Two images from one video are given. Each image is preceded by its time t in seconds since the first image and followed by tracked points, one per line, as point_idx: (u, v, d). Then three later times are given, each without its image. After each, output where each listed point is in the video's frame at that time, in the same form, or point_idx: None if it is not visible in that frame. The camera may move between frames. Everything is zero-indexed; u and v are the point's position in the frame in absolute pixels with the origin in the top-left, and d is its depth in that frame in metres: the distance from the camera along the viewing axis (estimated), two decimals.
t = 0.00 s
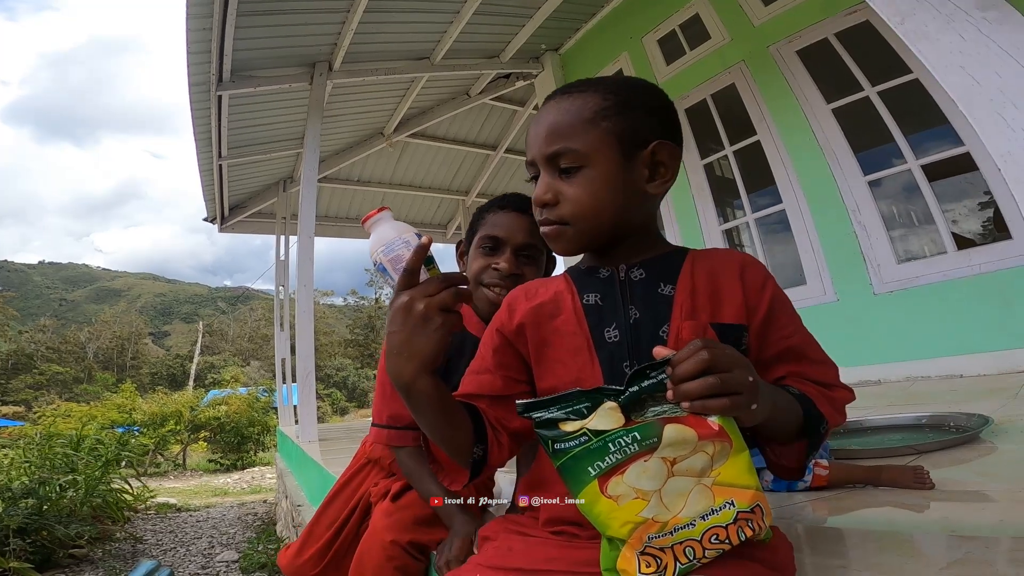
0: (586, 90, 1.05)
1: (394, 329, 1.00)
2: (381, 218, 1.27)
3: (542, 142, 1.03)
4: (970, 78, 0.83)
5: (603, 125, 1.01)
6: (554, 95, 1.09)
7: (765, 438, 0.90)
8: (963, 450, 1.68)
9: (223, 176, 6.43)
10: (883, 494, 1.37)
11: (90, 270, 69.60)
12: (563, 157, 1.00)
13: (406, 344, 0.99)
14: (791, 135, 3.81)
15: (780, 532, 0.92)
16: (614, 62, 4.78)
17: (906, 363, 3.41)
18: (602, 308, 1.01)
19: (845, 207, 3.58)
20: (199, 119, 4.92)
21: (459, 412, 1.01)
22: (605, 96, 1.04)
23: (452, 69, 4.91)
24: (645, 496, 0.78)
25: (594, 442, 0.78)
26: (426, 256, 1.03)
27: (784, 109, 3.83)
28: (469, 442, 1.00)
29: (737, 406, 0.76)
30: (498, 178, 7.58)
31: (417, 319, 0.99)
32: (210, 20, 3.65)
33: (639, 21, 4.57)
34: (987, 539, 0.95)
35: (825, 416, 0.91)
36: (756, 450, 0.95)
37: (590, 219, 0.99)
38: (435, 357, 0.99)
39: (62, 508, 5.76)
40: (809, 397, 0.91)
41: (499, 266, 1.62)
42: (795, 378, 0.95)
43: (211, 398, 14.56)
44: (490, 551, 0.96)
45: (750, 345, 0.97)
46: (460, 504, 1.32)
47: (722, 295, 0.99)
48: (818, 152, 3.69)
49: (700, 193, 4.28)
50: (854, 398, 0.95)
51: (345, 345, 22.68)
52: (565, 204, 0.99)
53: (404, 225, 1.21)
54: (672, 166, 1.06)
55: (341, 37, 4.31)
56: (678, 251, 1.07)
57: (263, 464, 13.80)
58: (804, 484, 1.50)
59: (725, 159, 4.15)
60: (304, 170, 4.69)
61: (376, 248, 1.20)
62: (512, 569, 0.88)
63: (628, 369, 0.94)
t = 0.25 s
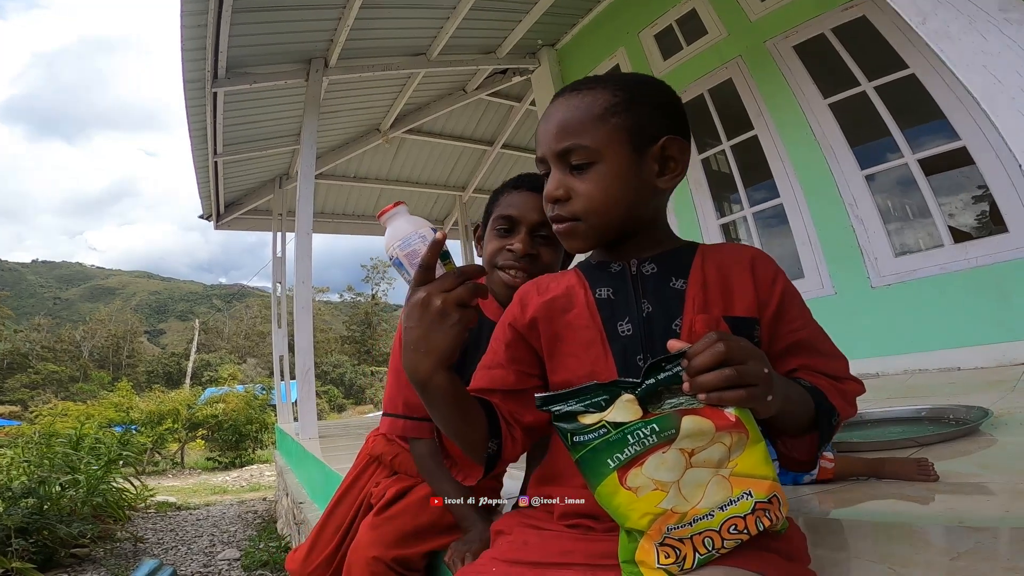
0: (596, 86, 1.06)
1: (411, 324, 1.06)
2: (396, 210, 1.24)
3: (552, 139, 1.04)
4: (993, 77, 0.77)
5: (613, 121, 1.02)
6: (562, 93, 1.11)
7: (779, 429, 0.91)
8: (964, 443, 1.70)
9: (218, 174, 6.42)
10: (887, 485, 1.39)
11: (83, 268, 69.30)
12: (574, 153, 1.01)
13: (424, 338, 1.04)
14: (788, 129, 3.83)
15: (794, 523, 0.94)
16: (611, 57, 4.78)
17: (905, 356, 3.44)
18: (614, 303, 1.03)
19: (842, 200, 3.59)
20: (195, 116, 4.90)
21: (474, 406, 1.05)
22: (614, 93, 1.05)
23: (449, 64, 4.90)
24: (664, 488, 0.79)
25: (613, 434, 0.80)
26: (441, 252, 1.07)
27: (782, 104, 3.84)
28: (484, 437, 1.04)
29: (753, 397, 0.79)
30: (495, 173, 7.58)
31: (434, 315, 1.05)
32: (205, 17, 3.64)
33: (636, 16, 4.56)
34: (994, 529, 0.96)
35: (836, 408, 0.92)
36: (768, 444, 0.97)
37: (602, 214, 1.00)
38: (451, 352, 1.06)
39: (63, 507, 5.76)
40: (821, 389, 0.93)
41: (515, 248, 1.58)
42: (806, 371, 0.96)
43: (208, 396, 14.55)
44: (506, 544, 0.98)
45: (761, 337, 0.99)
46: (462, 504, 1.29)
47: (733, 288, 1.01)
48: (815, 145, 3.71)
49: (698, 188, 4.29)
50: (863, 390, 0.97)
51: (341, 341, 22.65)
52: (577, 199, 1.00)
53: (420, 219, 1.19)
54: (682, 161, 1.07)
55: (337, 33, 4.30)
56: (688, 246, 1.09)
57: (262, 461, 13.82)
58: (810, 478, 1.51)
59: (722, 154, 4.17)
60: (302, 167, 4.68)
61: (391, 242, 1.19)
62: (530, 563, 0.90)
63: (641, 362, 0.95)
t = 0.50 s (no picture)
0: (593, 78, 1.06)
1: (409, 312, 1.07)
2: (395, 201, 1.30)
3: (549, 130, 1.04)
4: (989, 63, 0.77)
5: (611, 112, 1.02)
6: (560, 84, 1.10)
7: (777, 421, 0.92)
8: (959, 435, 1.71)
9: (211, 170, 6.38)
10: (885, 478, 1.40)
11: (76, 266, 68.89)
12: (572, 145, 1.01)
13: (421, 327, 1.05)
14: (781, 123, 3.84)
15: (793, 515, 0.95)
16: (606, 52, 4.77)
17: (900, 349, 3.46)
18: (613, 294, 1.03)
19: (836, 194, 3.61)
20: (187, 113, 4.87)
21: (471, 397, 1.03)
22: (612, 84, 1.05)
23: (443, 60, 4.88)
24: (663, 477, 0.80)
25: (612, 422, 0.81)
26: (434, 240, 1.09)
27: (776, 98, 3.84)
28: (481, 429, 1.02)
29: (753, 385, 0.79)
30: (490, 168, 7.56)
31: (431, 304, 1.06)
32: (196, 13, 3.61)
33: (630, 10, 4.55)
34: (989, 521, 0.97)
35: (835, 400, 0.93)
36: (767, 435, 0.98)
37: (601, 205, 1.00)
38: (448, 342, 1.05)
39: (59, 506, 5.75)
40: (819, 380, 0.93)
41: (516, 225, 1.49)
42: (804, 362, 0.97)
43: (203, 394, 14.51)
44: (504, 537, 0.98)
45: (760, 328, 1.00)
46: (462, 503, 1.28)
47: (732, 280, 1.02)
48: (809, 139, 3.72)
49: (693, 182, 4.30)
50: (860, 381, 0.98)
51: (337, 338, 22.60)
52: (576, 190, 1.00)
53: (419, 209, 1.25)
54: (679, 152, 1.07)
55: (330, 29, 4.28)
56: (686, 238, 1.10)
57: (258, 459, 13.80)
58: (807, 471, 1.52)
59: (717, 148, 4.17)
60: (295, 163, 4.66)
61: (390, 232, 1.24)
62: (527, 556, 0.90)
63: (640, 352, 0.96)
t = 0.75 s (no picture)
0: (592, 75, 1.07)
1: (414, 307, 1.10)
2: (401, 197, 1.31)
3: (549, 127, 1.05)
4: (971, 61, 0.77)
5: (611, 109, 1.03)
6: (560, 81, 1.11)
7: (773, 414, 0.93)
8: (953, 427, 1.74)
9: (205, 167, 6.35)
10: (878, 470, 1.42)
11: (69, 264, 68.48)
12: (572, 141, 1.02)
13: (426, 322, 1.08)
14: (775, 117, 3.85)
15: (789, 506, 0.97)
16: (601, 47, 4.77)
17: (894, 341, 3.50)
18: (612, 288, 1.04)
19: (830, 188, 3.63)
20: (180, 109, 4.84)
21: (474, 391, 1.07)
22: (610, 82, 1.06)
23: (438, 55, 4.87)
24: (663, 466, 0.82)
25: (614, 412, 0.84)
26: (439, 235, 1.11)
27: (770, 92, 3.86)
28: (483, 422, 1.07)
29: (750, 376, 0.80)
30: (486, 163, 7.56)
31: (436, 299, 1.09)
32: (188, 10, 3.59)
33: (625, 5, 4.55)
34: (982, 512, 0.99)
35: (829, 391, 0.95)
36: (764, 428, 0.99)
37: (600, 200, 1.01)
38: (452, 336, 1.09)
39: (57, 505, 5.75)
40: (814, 373, 0.95)
41: (523, 219, 1.47)
42: (798, 355, 0.99)
43: (199, 391, 14.47)
44: (506, 527, 1.00)
45: (755, 321, 1.01)
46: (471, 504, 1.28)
47: (728, 274, 1.03)
48: (803, 133, 3.73)
49: (688, 176, 4.31)
50: (853, 373, 1.00)
51: (333, 333, 22.57)
52: (575, 185, 1.01)
53: (425, 205, 1.26)
54: (677, 148, 1.09)
55: (324, 25, 4.26)
56: (683, 233, 1.11)
57: (256, 455, 13.80)
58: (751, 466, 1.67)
59: (712, 142, 4.18)
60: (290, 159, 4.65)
61: (397, 227, 1.26)
62: (529, 546, 0.93)
63: (640, 346, 0.97)
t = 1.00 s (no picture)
0: (587, 70, 1.07)
1: (412, 304, 1.09)
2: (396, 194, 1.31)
3: (545, 120, 1.05)
4: (962, 56, 0.86)
5: (606, 103, 1.04)
6: (555, 75, 1.12)
7: (769, 407, 0.94)
8: (945, 418, 1.76)
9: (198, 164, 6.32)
10: (873, 463, 1.44)
11: (61, 261, 68.08)
12: (567, 135, 1.03)
13: (424, 319, 1.07)
14: (769, 111, 3.86)
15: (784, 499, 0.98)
16: (595, 41, 4.76)
17: (887, 334, 3.53)
18: (609, 283, 1.05)
19: (824, 181, 3.64)
20: (172, 106, 4.82)
21: (472, 386, 1.06)
22: (605, 76, 1.06)
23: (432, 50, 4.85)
24: (661, 456, 0.83)
25: (612, 402, 0.85)
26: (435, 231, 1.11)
27: (763, 86, 3.87)
28: (483, 418, 1.05)
29: (747, 368, 0.82)
30: (481, 158, 7.55)
31: (434, 295, 1.08)
32: (179, 7, 3.56)
33: None
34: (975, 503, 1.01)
35: (823, 385, 0.96)
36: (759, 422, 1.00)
37: (595, 192, 1.02)
38: (449, 333, 1.08)
39: (55, 503, 5.75)
40: (809, 366, 0.96)
41: (522, 211, 1.48)
42: (793, 349, 1.00)
43: (195, 388, 14.45)
44: (506, 521, 1.00)
45: (751, 315, 1.03)
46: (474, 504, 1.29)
47: (724, 268, 1.04)
48: (797, 127, 3.74)
49: (683, 170, 4.32)
50: (847, 367, 1.01)
51: (329, 329, 22.54)
52: (571, 179, 1.02)
53: (418, 203, 1.26)
54: (671, 142, 1.09)
55: (317, 21, 4.24)
56: (679, 228, 1.12)
57: (253, 452, 13.80)
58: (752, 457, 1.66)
59: (706, 136, 4.19)
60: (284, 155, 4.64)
61: (391, 226, 1.26)
62: (529, 539, 0.93)
63: (637, 339, 0.98)
